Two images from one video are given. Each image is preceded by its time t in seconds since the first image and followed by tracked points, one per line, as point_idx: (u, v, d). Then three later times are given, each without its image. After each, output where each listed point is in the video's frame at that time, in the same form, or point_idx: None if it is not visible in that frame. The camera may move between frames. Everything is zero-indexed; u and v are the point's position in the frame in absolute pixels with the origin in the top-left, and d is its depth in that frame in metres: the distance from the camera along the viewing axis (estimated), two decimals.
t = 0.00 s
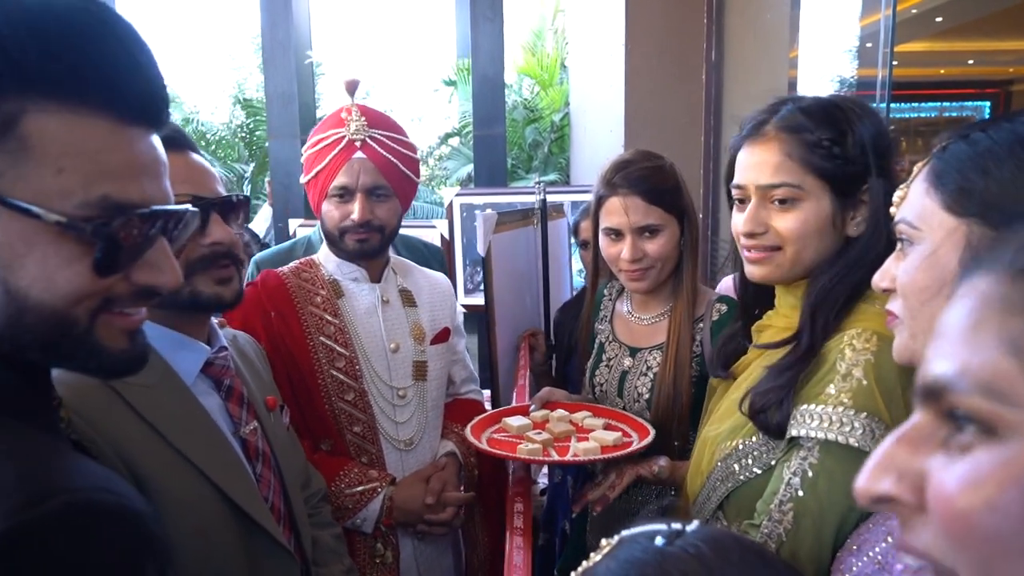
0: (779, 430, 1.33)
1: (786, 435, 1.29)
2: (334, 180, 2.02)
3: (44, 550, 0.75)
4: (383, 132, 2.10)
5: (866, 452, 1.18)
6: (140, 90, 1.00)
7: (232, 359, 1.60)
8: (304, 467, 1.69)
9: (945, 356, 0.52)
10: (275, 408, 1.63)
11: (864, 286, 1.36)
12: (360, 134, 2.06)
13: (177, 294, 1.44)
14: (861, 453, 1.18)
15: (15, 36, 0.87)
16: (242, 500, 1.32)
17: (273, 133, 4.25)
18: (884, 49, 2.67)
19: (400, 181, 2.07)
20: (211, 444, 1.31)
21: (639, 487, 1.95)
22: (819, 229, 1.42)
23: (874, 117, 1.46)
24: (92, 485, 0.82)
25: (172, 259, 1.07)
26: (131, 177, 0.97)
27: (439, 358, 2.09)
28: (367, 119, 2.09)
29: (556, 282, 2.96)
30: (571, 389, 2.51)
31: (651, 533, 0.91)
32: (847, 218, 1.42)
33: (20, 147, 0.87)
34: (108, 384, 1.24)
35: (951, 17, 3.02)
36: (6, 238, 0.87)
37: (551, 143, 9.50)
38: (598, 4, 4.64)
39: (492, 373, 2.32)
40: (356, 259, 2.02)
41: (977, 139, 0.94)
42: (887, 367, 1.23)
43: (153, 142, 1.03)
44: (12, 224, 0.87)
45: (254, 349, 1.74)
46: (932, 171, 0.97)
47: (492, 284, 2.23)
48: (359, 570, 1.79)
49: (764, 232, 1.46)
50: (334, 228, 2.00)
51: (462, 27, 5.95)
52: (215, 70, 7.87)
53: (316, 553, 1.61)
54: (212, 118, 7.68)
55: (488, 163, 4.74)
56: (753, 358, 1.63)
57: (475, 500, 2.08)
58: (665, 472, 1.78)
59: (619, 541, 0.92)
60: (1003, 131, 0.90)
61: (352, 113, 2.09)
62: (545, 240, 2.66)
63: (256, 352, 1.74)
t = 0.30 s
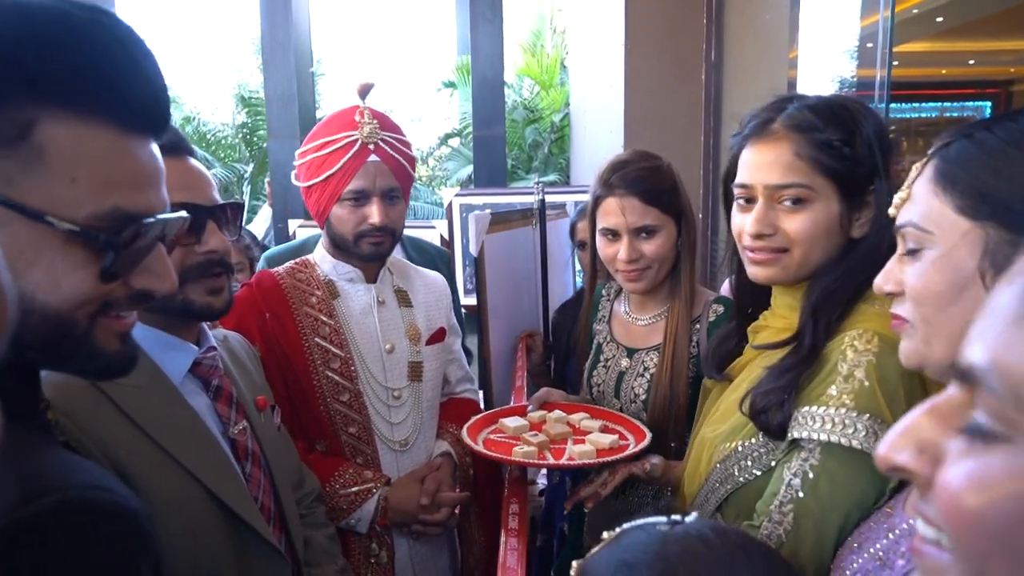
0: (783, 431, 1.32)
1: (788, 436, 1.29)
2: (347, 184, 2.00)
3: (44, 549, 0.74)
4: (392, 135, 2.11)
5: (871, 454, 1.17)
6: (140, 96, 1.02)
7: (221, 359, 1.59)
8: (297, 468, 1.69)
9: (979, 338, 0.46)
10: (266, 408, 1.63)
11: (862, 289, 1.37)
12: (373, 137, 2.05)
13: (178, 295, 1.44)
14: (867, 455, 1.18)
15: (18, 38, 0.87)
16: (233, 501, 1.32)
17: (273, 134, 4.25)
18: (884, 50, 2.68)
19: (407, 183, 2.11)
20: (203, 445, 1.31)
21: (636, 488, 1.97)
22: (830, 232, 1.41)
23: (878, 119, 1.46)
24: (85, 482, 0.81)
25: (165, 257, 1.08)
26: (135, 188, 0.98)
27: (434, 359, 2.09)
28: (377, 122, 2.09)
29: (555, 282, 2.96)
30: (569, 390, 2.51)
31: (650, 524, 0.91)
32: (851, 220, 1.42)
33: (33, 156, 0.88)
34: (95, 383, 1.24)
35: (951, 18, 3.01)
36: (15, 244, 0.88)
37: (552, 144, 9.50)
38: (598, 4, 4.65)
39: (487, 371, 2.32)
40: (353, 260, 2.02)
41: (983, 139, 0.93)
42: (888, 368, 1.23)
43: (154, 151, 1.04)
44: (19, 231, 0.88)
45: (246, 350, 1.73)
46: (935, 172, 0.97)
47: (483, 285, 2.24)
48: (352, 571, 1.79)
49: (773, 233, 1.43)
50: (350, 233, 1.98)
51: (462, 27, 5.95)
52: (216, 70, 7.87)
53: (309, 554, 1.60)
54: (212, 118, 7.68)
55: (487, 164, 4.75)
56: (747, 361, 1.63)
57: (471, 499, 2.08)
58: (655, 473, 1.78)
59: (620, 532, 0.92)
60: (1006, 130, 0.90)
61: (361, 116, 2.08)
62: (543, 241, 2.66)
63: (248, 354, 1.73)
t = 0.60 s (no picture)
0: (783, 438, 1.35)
1: (793, 437, 1.29)
2: (372, 201, 1.99)
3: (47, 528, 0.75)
4: (404, 146, 2.11)
5: (878, 455, 1.16)
6: (135, 97, 1.04)
7: (221, 360, 1.59)
8: (293, 469, 1.71)
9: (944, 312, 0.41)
10: (263, 410, 1.63)
11: (860, 291, 1.37)
12: (393, 152, 2.05)
13: (177, 295, 1.45)
14: (874, 457, 1.16)
15: (19, 39, 0.87)
16: (228, 502, 1.32)
17: (272, 135, 4.27)
18: (882, 52, 2.68)
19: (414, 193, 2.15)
20: (199, 446, 1.31)
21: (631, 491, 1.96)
22: (847, 238, 1.41)
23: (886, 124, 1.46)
24: (68, 469, 0.83)
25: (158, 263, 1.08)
26: (133, 190, 1.00)
27: (429, 360, 2.09)
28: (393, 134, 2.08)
29: (553, 284, 2.97)
30: (567, 392, 2.51)
31: (643, 522, 0.91)
32: (865, 223, 1.42)
33: (34, 157, 0.87)
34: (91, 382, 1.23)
35: (952, 20, 3.01)
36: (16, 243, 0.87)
37: (552, 146, 9.52)
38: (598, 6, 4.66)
39: (480, 375, 2.33)
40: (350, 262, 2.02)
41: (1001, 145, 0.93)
42: (895, 370, 1.22)
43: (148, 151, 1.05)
44: (22, 231, 0.87)
45: (242, 350, 1.73)
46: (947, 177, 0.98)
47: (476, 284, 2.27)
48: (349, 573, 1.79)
49: (792, 240, 1.42)
50: (369, 246, 2.00)
51: (462, 28, 5.96)
52: (217, 72, 7.88)
53: (304, 556, 1.62)
54: (212, 119, 7.68)
55: (486, 165, 4.75)
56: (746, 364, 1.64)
57: (468, 500, 2.08)
58: (647, 474, 1.79)
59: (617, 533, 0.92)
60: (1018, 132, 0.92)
61: (381, 130, 2.06)
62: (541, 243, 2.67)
63: (244, 354, 1.73)
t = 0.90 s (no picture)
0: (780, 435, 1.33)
1: (789, 436, 1.29)
2: (389, 209, 2.00)
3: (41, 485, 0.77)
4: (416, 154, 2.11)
5: (873, 453, 1.16)
6: (118, 84, 1.06)
7: (213, 357, 1.59)
8: (287, 468, 1.72)
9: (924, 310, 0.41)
10: (256, 409, 1.63)
11: (851, 289, 1.36)
12: (408, 161, 2.05)
13: (170, 290, 1.45)
14: (869, 454, 1.16)
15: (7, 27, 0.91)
16: (220, 502, 1.32)
17: (269, 133, 4.27)
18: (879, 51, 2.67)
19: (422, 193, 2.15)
20: (191, 445, 1.31)
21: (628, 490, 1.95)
22: (823, 229, 1.40)
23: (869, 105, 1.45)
24: (74, 436, 0.85)
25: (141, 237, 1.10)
26: (115, 171, 1.02)
27: (427, 359, 2.08)
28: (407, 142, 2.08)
29: (549, 281, 2.97)
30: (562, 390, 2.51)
31: (635, 518, 0.91)
32: (848, 217, 1.39)
33: (21, 142, 0.92)
34: (82, 375, 1.23)
35: (950, 18, 3.01)
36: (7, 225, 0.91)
37: (550, 144, 9.53)
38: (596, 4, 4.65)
39: (474, 373, 2.33)
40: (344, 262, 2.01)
41: (994, 141, 0.93)
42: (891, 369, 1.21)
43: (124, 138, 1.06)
44: (14, 212, 0.91)
45: (236, 347, 1.73)
46: (944, 175, 0.98)
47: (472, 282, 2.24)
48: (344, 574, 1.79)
49: (766, 233, 1.44)
50: (382, 254, 1.99)
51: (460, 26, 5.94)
52: (214, 71, 7.85)
53: (296, 555, 1.61)
54: (209, 118, 7.66)
55: (484, 164, 4.75)
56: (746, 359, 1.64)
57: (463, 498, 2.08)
58: (649, 475, 1.79)
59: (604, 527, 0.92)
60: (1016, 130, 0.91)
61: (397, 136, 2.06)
62: (537, 240, 2.67)
63: (238, 351, 1.73)
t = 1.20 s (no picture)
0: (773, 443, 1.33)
1: (783, 438, 1.27)
2: (381, 197, 1.99)
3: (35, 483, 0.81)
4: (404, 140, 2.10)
5: (867, 456, 1.14)
6: (113, 90, 1.07)
7: (202, 356, 1.58)
8: (279, 470, 1.71)
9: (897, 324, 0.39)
10: (247, 409, 1.62)
11: (838, 288, 1.28)
12: (398, 147, 2.04)
13: (161, 288, 1.43)
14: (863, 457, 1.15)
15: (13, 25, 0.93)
16: (210, 504, 1.31)
17: (261, 132, 4.25)
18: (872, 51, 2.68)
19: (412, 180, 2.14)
20: (179, 446, 1.30)
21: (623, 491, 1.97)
22: (756, 231, 1.43)
23: (840, 113, 1.34)
24: (62, 435, 0.89)
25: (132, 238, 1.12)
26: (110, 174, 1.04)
27: (425, 360, 2.08)
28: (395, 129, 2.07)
29: (543, 281, 2.97)
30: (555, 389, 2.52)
31: (633, 524, 0.90)
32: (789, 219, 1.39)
33: (37, 144, 0.94)
34: (67, 374, 1.21)
35: (944, 19, 3.02)
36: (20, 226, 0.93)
37: (544, 144, 9.53)
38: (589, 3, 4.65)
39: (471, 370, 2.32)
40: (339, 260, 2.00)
41: (980, 140, 0.93)
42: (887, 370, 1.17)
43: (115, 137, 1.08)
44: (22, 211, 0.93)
45: (227, 346, 1.72)
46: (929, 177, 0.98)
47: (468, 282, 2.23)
48: None
49: (717, 231, 1.51)
50: (380, 244, 1.99)
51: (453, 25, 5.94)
52: (206, 69, 7.81)
53: (286, 558, 1.60)
54: (201, 117, 7.62)
55: (477, 163, 4.74)
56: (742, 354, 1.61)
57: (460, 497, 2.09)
58: (641, 476, 1.80)
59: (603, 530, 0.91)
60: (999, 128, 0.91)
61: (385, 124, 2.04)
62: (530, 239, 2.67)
63: (229, 350, 1.72)
